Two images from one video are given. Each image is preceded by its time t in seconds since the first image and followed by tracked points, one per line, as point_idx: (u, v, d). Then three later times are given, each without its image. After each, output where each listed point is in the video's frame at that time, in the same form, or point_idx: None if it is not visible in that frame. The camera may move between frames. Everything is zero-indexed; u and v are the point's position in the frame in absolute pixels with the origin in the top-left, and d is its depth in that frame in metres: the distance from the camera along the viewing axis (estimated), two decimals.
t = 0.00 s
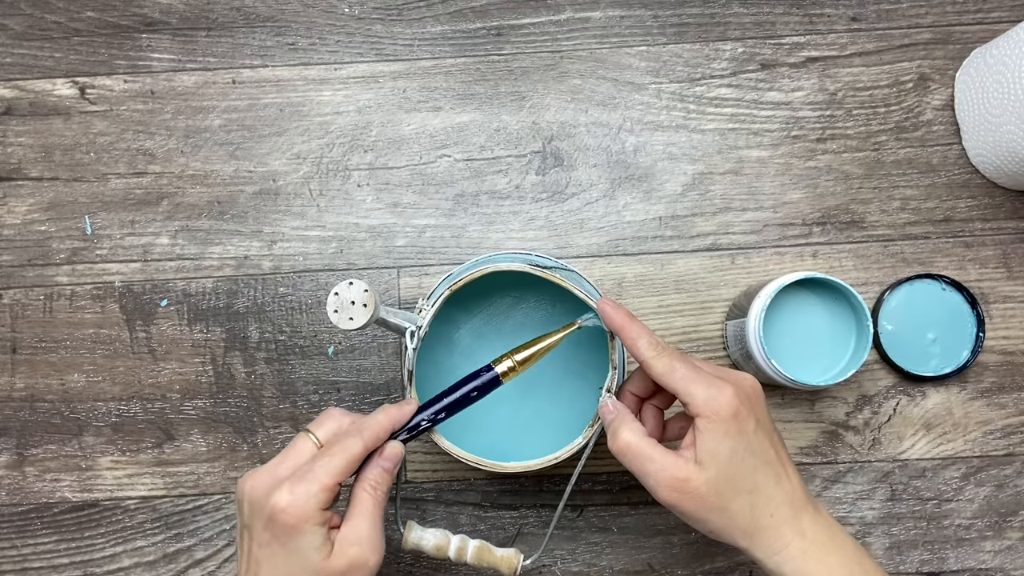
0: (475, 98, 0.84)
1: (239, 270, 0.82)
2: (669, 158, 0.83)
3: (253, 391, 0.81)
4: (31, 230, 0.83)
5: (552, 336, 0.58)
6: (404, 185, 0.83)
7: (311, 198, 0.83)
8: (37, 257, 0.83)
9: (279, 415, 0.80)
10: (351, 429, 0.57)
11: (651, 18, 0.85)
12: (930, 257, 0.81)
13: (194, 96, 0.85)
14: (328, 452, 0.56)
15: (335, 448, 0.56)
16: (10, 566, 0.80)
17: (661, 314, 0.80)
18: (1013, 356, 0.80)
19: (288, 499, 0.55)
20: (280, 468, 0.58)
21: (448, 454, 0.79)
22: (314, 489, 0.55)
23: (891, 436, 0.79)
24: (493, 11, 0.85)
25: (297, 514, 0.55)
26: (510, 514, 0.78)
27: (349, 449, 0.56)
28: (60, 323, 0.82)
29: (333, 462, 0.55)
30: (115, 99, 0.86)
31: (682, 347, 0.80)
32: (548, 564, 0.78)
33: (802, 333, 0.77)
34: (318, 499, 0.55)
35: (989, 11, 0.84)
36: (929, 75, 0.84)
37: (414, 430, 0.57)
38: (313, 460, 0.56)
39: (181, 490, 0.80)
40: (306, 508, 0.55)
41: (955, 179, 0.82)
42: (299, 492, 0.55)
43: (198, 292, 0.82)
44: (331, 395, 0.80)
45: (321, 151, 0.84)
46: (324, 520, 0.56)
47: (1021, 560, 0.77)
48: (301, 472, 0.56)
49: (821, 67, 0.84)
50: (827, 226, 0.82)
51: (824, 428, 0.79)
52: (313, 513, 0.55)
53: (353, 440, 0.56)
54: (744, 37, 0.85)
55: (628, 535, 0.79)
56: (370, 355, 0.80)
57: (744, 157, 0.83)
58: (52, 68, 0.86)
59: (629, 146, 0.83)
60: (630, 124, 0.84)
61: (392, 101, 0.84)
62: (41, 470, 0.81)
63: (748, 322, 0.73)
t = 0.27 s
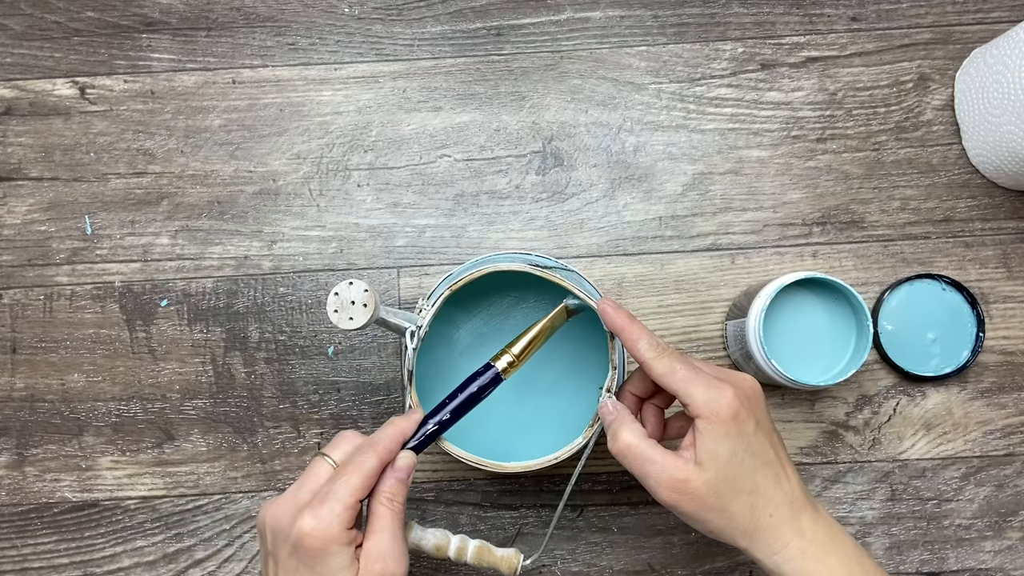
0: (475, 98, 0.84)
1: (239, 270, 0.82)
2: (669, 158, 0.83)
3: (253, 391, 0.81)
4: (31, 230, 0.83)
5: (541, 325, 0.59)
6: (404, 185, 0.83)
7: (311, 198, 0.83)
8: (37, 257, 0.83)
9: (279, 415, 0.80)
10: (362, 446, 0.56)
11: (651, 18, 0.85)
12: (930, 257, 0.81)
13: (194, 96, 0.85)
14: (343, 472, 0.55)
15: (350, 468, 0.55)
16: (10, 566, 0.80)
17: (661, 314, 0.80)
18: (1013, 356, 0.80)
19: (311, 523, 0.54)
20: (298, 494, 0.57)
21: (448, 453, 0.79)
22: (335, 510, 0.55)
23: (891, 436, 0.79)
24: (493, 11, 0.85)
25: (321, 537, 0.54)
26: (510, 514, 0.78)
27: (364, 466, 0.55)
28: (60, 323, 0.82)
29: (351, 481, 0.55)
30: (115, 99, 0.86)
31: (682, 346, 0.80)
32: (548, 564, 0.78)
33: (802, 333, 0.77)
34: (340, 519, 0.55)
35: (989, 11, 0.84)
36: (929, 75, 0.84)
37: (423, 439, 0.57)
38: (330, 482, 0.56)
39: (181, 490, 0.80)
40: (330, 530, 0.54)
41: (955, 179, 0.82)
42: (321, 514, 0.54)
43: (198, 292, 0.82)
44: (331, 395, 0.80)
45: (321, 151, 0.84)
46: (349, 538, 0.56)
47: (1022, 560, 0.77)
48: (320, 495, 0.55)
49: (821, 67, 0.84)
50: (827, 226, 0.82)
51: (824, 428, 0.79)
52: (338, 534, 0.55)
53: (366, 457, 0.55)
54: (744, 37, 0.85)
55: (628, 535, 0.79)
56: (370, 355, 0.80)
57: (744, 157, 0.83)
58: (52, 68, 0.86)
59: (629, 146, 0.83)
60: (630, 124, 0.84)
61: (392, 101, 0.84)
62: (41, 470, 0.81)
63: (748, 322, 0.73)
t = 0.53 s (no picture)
0: (475, 98, 0.84)
1: (239, 270, 0.82)
2: (669, 158, 0.83)
3: (253, 391, 0.81)
4: (31, 230, 0.83)
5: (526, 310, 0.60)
6: (404, 185, 0.83)
7: (311, 198, 0.83)
8: (37, 257, 0.83)
9: (279, 415, 0.80)
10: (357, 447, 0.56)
11: (652, 18, 0.85)
12: (930, 257, 0.81)
13: (194, 96, 0.85)
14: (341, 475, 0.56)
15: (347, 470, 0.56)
16: (10, 566, 0.80)
17: (661, 314, 0.80)
18: (1013, 356, 0.80)
19: (315, 529, 0.55)
20: (301, 502, 0.57)
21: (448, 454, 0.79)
22: (338, 513, 0.55)
23: (891, 436, 0.79)
24: (493, 11, 0.85)
25: (326, 542, 0.54)
26: (510, 514, 0.78)
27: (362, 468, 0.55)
28: (60, 323, 0.82)
29: (350, 484, 0.55)
30: (115, 99, 0.86)
31: (682, 346, 0.80)
32: (548, 564, 0.78)
33: (802, 333, 0.77)
34: (343, 522, 0.55)
35: (989, 11, 0.84)
36: (929, 75, 0.84)
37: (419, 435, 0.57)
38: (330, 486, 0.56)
39: (181, 490, 0.80)
40: (334, 535, 0.54)
41: (955, 179, 0.82)
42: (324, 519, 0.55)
43: (198, 292, 0.82)
44: (332, 395, 0.80)
45: (321, 151, 0.84)
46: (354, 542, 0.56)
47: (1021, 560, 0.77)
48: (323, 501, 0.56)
49: (821, 67, 0.84)
50: (827, 226, 0.82)
51: (824, 428, 0.79)
52: (342, 539, 0.55)
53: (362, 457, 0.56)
54: (744, 37, 0.85)
55: (628, 535, 0.79)
56: (370, 355, 0.80)
57: (744, 157, 0.83)
58: (52, 68, 0.86)
59: (629, 146, 0.83)
60: (630, 124, 0.84)
61: (392, 101, 0.84)
62: (41, 470, 0.81)
63: (748, 323, 0.73)
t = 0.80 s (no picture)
0: (475, 98, 0.84)
1: (239, 270, 0.82)
2: (669, 158, 0.83)
3: (253, 391, 0.81)
4: (31, 230, 0.83)
5: (509, 310, 0.59)
6: (403, 185, 0.83)
7: (311, 198, 0.83)
8: (37, 257, 0.83)
9: (279, 415, 0.80)
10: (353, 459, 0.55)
11: (651, 18, 0.85)
12: (930, 257, 0.81)
13: (194, 96, 0.85)
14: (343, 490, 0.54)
15: (348, 485, 0.54)
16: (10, 566, 0.80)
17: (661, 314, 0.80)
18: (1013, 356, 0.80)
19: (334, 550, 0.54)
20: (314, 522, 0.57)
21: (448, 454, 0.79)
22: (350, 529, 0.54)
23: (891, 436, 0.79)
24: (493, 11, 0.85)
25: (343, 559, 0.54)
26: (510, 514, 0.78)
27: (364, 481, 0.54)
28: (60, 323, 0.82)
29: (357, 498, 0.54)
30: (115, 99, 0.86)
31: (682, 346, 0.80)
32: (548, 564, 0.78)
33: (801, 333, 0.77)
34: (357, 538, 0.54)
35: (989, 11, 0.84)
36: (929, 75, 0.84)
37: (417, 438, 0.57)
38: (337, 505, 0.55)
39: (181, 490, 0.80)
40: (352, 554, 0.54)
41: (955, 179, 0.82)
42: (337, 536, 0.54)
43: (198, 292, 0.82)
44: (332, 395, 0.80)
45: (321, 151, 0.84)
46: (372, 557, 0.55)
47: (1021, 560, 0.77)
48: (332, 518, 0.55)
49: (821, 67, 0.84)
50: (827, 226, 0.82)
51: (825, 428, 0.79)
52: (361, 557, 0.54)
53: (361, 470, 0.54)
54: (744, 37, 0.85)
55: (628, 535, 0.79)
56: (370, 355, 0.80)
57: (744, 157, 0.83)
58: (52, 68, 0.86)
59: (629, 146, 0.83)
60: (630, 124, 0.84)
61: (392, 101, 0.84)
62: (41, 470, 0.81)
63: (748, 323, 0.73)
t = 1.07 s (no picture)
0: (475, 98, 0.84)
1: (239, 270, 0.82)
2: (669, 158, 0.83)
3: (253, 391, 0.81)
4: (31, 230, 0.83)
5: (490, 308, 0.61)
6: (404, 185, 0.83)
7: (311, 198, 0.83)
8: (37, 257, 0.83)
9: (279, 415, 0.80)
10: (355, 473, 0.53)
11: (651, 18, 0.85)
12: (930, 257, 0.81)
13: (194, 96, 0.85)
14: (349, 504, 0.53)
15: (354, 499, 0.53)
16: (10, 566, 0.80)
17: (661, 314, 0.80)
18: (1013, 356, 0.80)
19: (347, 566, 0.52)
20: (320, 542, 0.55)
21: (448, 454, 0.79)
22: (362, 543, 0.52)
23: (891, 436, 0.79)
24: (493, 11, 0.85)
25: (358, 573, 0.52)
26: (510, 514, 0.78)
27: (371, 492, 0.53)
28: (60, 323, 0.82)
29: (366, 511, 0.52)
30: (115, 99, 0.86)
31: (682, 346, 0.80)
32: (548, 564, 0.78)
33: (801, 333, 0.77)
34: (370, 551, 0.52)
35: (989, 11, 0.84)
36: (929, 75, 0.84)
37: (412, 442, 0.57)
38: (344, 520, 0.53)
39: (181, 490, 0.80)
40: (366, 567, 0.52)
41: (955, 179, 0.82)
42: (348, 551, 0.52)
43: (198, 292, 0.82)
44: (332, 395, 0.80)
45: (321, 151, 0.84)
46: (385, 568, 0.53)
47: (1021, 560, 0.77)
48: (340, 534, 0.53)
49: (821, 67, 0.84)
50: (827, 226, 0.82)
51: (825, 428, 0.79)
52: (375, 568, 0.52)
53: (365, 482, 0.53)
54: (744, 37, 0.85)
55: (628, 535, 0.78)
56: (370, 355, 0.80)
57: (744, 157, 0.83)
58: (52, 68, 0.86)
59: (629, 146, 0.83)
60: (630, 124, 0.84)
61: (392, 101, 0.84)
62: (41, 470, 0.81)
63: (748, 323, 0.73)
